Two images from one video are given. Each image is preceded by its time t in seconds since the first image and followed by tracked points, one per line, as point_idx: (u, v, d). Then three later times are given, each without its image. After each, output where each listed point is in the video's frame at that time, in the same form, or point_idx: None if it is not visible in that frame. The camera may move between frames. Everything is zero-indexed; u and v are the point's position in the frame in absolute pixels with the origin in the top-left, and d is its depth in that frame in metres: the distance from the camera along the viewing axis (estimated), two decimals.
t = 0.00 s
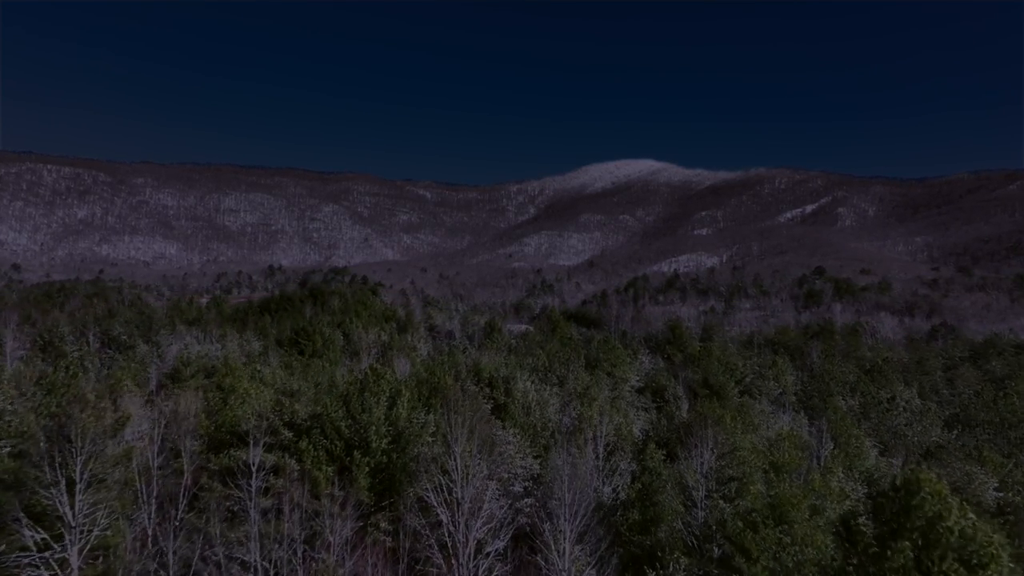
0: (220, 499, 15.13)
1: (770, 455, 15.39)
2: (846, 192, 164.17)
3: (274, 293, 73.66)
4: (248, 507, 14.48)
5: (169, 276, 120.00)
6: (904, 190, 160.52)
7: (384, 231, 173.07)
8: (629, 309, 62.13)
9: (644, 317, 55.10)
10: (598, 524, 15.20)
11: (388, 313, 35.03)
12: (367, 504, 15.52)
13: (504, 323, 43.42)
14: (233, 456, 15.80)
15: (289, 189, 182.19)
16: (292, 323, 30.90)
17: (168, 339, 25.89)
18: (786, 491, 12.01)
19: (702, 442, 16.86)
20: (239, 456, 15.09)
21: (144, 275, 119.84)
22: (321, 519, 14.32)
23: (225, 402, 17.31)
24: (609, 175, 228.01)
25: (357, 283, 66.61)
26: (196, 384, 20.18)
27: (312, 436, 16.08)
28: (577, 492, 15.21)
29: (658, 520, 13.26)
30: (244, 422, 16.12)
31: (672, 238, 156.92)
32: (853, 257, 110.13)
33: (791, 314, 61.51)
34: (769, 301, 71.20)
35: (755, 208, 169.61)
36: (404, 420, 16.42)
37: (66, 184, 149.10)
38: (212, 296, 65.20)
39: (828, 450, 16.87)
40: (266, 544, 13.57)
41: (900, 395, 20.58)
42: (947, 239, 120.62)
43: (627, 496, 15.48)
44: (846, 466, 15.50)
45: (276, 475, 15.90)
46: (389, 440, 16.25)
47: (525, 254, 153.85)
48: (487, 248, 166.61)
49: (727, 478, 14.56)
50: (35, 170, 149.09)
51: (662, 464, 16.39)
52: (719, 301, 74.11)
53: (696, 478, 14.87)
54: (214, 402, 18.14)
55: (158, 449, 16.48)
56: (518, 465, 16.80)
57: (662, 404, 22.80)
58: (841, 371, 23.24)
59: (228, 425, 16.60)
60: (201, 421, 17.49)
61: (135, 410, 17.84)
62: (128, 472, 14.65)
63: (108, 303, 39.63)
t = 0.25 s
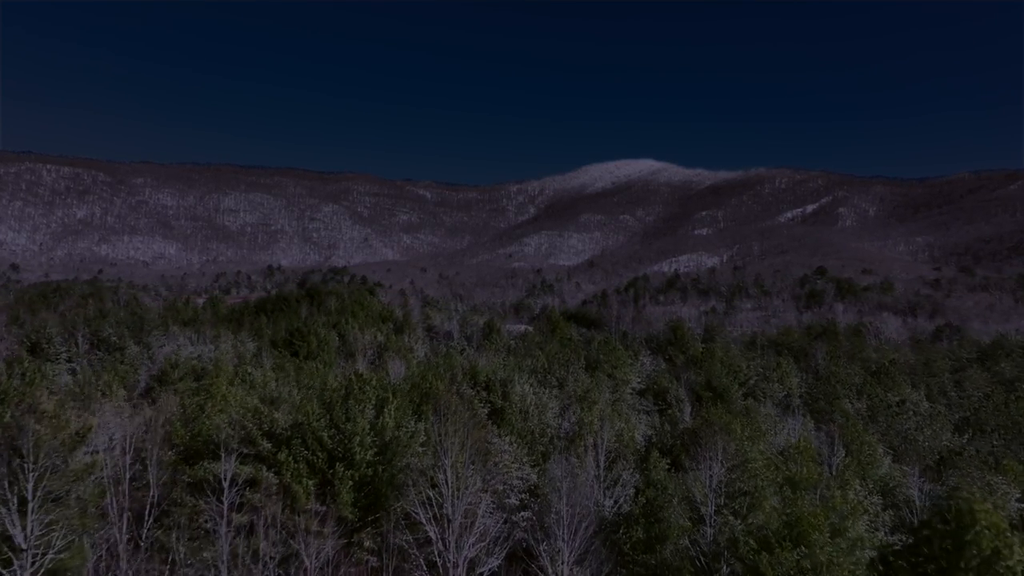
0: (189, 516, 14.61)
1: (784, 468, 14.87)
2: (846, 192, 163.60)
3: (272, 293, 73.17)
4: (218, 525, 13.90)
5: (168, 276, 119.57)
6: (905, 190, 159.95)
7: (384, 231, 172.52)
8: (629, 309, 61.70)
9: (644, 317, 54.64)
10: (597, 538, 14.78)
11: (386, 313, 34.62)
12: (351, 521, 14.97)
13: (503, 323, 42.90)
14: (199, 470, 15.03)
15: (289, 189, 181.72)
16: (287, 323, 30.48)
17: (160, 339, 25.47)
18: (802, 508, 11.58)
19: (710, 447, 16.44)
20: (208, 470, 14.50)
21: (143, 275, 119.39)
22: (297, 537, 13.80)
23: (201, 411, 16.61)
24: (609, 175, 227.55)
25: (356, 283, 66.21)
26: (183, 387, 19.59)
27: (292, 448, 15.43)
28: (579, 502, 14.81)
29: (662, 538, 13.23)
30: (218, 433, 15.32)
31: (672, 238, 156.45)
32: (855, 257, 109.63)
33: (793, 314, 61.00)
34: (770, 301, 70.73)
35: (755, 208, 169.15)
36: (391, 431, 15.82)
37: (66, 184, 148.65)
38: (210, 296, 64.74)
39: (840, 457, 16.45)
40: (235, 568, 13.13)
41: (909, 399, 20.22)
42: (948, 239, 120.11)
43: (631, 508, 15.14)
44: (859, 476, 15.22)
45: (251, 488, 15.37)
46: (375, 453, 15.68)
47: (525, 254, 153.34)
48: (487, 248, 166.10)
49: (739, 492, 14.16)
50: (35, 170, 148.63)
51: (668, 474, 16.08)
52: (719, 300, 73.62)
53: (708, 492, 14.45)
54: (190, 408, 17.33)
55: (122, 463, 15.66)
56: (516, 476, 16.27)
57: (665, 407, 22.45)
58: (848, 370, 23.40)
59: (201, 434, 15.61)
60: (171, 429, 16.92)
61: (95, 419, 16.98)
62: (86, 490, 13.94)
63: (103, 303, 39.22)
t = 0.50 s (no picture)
0: (154, 535, 14.06)
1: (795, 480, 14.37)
2: (847, 192, 163.01)
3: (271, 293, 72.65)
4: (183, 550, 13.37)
5: (167, 276, 119.16)
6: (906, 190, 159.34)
7: (384, 231, 172.01)
8: (630, 309, 61.27)
9: (645, 317, 54.17)
10: (599, 550, 14.39)
11: (382, 313, 34.14)
12: (331, 540, 14.45)
13: (502, 323, 42.38)
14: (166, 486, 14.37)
15: (288, 189, 181.20)
16: (283, 324, 30.00)
17: (150, 341, 24.98)
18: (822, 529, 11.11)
19: (722, 461, 15.97)
20: (174, 486, 13.90)
21: (143, 275, 118.95)
22: (269, 560, 13.29)
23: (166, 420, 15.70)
24: (609, 174, 227.01)
25: (355, 283, 65.77)
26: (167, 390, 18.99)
27: (269, 460, 14.86)
28: (582, 517, 14.44)
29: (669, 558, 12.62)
30: (187, 445, 14.61)
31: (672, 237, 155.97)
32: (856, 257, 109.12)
33: (796, 314, 60.49)
34: (772, 301, 70.23)
35: (755, 208, 168.68)
36: (375, 442, 15.32)
37: (65, 183, 148.17)
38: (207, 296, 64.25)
39: (853, 466, 16.05)
40: None
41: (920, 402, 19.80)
42: (949, 239, 119.58)
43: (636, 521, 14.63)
44: (873, 484, 14.72)
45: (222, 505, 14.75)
46: (359, 465, 15.20)
47: (525, 254, 152.78)
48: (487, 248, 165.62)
49: (751, 509, 13.82)
50: (34, 170, 148.14)
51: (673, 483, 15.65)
52: (720, 300, 73.13)
53: (717, 508, 14.09)
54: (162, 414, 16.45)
55: (82, 476, 15.02)
56: (514, 488, 15.74)
57: (667, 410, 21.94)
58: (855, 372, 22.89)
59: (165, 444, 14.74)
60: (135, 438, 16.22)
61: (52, 427, 16.21)
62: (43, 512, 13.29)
63: (98, 303, 38.77)
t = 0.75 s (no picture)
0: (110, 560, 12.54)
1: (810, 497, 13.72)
2: (848, 191, 162.44)
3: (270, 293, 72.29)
4: None
5: (167, 276, 118.67)
6: (907, 190, 158.79)
7: (383, 231, 171.49)
8: (629, 309, 60.95)
9: (645, 317, 53.86)
10: (598, 568, 13.86)
11: (379, 313, 33.73)
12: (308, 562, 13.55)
13: (500, 323, 42.02)
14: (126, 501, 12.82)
15: (288, 189, 180.68)
16: (278, 324, 29.56)
17: (142, 342, 24.53)
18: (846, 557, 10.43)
19: (734, 474, 15.42)
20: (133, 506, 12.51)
21: (142, 275, 118.43)
22: None
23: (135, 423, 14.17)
24: (609, 175, 226.53)
25: (354, 283, 65.41)
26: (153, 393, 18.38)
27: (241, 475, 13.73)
28: (583, 535, 13.83)
29: None
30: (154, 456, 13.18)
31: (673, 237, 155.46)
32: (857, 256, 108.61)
33: (797, 314, 60.11)
34: (773, 301, 69.87)
35: (756, 207, 168.20)
36: (357, 456, 14.38)
37: (64, 183, 147.67)
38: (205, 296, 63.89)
39: (868, 475, 15.45)
40: None
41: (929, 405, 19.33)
42: (950, 239, 119.09)
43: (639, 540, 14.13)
44: (891, 496, 14.12)
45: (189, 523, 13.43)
46: (339, 481, 14.27)
47: (525, 254, 152.24)
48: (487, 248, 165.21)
49: (766, 527, 13.14)
50: (33, 170, 147.63)
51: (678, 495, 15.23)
52: (720, 300, 72.75)
53: (728, 526, 13.43)
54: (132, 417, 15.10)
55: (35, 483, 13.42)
56: (503, 503, 15.44)
57: (670, 414, 21.53)
58: (861, 376, 22.31)
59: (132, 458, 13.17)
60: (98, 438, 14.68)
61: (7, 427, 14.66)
62: None
63: (94, 304, 38.41)
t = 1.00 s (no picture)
0: None
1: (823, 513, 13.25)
2: (848, 191, 161.88)
3: (268, 292, 71.66)
4: None
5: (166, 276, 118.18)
6: (908, 190, 158.30)
7: (383, 231, 170.95)
8: (630, 309, 60.37)
9: (646, 317, 53.32)
10: None
11: (377, 313, 33.17)
12: None
13: (500, 323, 41.43)
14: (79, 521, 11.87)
15: (287, 189, 180.04)
16: (275, 324, 29.05)
17: (135, 345, 24.08)
18: None
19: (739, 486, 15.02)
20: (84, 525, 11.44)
21: (141, 275, 117.96)
22: None
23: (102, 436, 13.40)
24: (609, 174, 226.01)
25: (352, 283, 64.83)
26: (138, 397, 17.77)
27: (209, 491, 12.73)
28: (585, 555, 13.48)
29: None
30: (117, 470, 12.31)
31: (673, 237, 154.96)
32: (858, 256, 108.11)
33: (798, 313, 59.58)
34: (775, 301, 69.34)
35: (756, 207, 167.68)
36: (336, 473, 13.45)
37: (63, 182, 147.07)
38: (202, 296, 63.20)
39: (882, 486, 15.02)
40: None
41: (939, 409, 18.92)
42: (951, 239, 118.62)
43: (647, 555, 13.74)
44: (905, 508, 13.69)
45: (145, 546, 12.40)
46: (315, 499, 13.23)
47: (525, 254, 151.74)
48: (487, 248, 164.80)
49: (780, 547, 12.66)
50: (32, 169, 147.01)
51: (683, 507, 14.98)
52: (722, 300, 72.18)
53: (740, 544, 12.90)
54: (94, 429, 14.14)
55: None
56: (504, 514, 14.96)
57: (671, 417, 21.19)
58: (868, 377, 21.88)
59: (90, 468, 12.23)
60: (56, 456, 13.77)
61: None
62: None
63: (86, 304, 37.77)
